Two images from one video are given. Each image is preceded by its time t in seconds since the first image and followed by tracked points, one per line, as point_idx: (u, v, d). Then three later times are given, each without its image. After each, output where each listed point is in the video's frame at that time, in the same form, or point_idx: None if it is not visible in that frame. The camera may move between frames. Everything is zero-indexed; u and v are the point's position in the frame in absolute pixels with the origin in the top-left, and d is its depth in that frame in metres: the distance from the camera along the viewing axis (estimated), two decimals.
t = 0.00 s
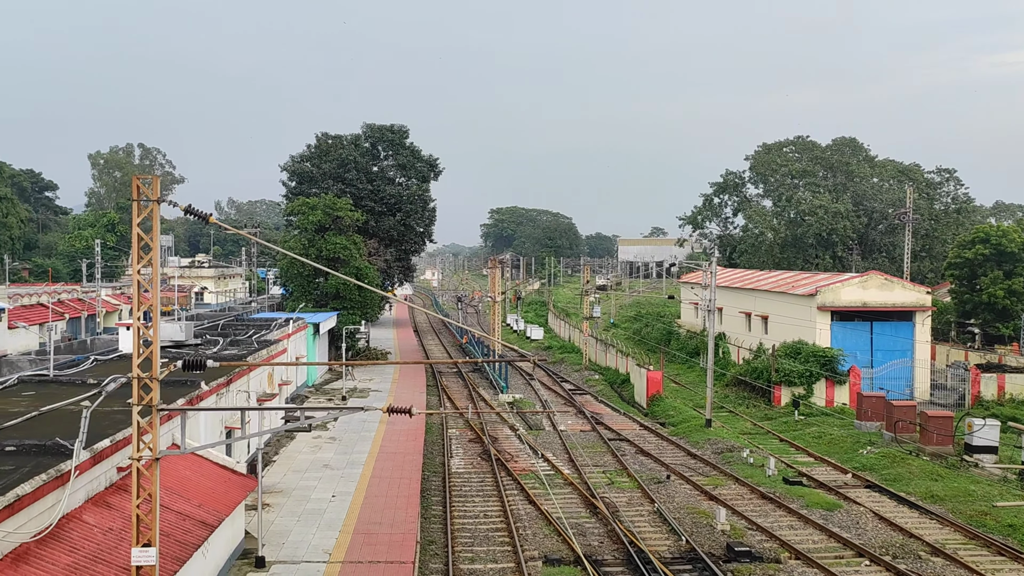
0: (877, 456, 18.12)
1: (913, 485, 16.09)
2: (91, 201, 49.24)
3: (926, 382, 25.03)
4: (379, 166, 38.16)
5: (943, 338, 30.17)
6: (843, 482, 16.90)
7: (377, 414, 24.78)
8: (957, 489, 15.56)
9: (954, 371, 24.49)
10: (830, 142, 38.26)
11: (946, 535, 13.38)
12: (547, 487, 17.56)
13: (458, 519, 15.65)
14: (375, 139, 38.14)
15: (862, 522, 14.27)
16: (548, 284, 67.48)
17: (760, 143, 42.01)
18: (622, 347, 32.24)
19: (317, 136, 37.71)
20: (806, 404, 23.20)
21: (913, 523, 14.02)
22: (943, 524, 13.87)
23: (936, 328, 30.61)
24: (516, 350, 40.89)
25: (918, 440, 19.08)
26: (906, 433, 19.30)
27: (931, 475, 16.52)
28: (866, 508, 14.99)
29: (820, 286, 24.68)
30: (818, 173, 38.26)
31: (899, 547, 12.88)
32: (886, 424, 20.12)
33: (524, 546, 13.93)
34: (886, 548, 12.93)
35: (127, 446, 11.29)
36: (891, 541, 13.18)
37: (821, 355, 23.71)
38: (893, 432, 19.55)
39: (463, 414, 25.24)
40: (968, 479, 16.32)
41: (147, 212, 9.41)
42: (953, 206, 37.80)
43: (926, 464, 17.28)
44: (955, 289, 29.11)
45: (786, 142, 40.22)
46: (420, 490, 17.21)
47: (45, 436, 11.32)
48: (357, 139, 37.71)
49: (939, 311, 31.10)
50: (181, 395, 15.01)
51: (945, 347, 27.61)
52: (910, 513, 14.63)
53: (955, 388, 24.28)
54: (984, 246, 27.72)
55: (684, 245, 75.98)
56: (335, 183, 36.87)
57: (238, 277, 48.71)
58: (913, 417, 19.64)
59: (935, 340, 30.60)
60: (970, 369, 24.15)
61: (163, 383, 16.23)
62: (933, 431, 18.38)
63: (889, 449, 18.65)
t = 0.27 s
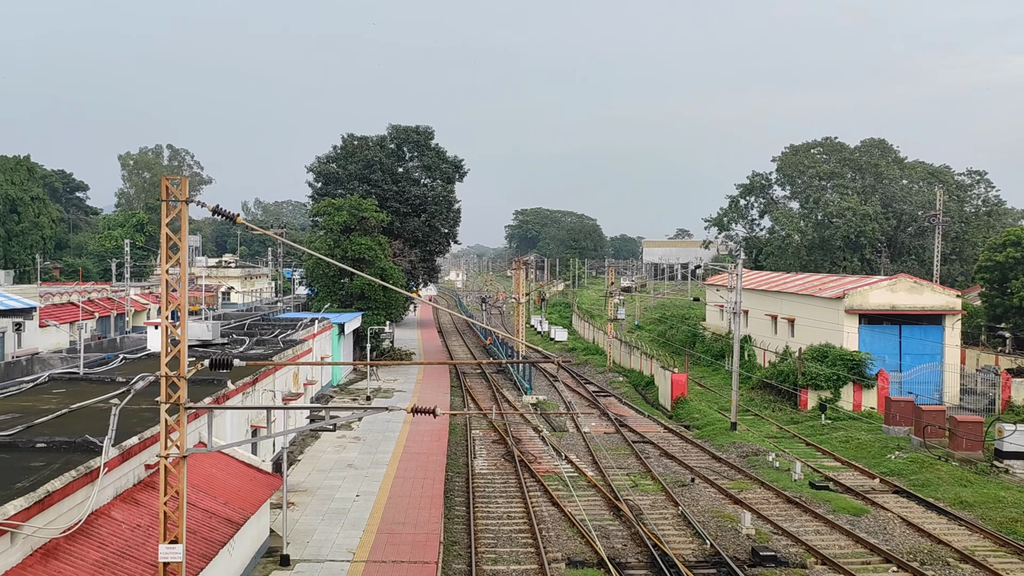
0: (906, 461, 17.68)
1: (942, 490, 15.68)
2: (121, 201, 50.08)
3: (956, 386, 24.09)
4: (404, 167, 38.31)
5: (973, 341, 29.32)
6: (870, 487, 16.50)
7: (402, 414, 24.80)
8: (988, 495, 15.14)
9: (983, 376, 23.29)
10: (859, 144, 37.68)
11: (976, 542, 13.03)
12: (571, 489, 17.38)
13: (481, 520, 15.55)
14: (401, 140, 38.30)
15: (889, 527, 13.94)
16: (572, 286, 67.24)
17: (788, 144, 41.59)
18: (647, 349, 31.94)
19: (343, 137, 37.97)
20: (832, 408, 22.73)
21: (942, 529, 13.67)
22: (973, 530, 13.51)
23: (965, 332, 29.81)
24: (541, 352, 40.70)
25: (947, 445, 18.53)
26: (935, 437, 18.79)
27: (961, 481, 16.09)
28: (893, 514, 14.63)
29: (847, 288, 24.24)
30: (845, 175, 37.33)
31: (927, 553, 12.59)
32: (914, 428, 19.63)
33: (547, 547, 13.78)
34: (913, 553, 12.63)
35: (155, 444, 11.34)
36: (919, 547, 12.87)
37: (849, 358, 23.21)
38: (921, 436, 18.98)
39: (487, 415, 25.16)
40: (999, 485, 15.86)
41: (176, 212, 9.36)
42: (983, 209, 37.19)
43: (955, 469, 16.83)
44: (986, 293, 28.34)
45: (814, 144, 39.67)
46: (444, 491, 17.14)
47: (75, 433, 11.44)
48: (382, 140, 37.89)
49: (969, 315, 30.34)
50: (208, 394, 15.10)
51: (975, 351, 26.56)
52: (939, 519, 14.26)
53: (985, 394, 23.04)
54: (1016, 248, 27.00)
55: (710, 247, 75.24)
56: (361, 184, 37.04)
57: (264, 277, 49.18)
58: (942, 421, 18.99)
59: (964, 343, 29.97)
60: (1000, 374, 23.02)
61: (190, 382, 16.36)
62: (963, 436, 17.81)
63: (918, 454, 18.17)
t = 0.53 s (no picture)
0: (935, 467, 17.24)
1: (972, 497, 15.27)
2: (150, 202, 50.88)
3: (986, 392, 23.51)
4: (430, 169, 38.42)
5: (1005, 347, 28.46)
6: (899, 493, 16.10)
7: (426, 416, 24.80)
8: (1021, 503, 14.71)
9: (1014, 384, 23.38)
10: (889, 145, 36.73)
11: (1008, 550, 12.68)
12: (594, 492, 17.20)
13: (505, 521, 15.44)
14: (426, 142, 38.45)
15: (917, 533, 13.64)
16: (596, 288, 66.93)
17: (816, 146, 40.71)
18: (672, 352, 31.61)
19: (369, 139, 38.19)
20: (861, 413, 22.13)
21: (972, 537, 13.33)
22: (1005, 538, 13.15)
23: (996, 337, 29.01)
24: (566, 354, 40.46)
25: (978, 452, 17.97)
26: (965, 443, 18.24)
27: (991, 488, 15.66)
28: (922, 520, 14.29)
29: (876, 291, 23.81)
30: (876, 178, 36.87)
31: (956, 561, 12.30)
32: (945, 433, 19.06)
33: (570, 550, 13.63)
34: (942, 561, 12.33)
35: (182, 442, 11.41)
36: (947, 554, 12.59)
37: (877, 362, 22.66)
38: (951, 442, 18.48)
39: (511, 416, 25.05)
40: None
41: (204, 212, 9.34)
42: (1015, 212, 36.46)
43: (985, 476, 16.39)
44: (1018, 297, 27.74)
45: (843, 145, 38.80)
46: (468, 492, 17.07)
47: (105, 431, 11.56)
48: (408, 142, 38.03)
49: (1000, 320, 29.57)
50: (234, 393, 15.20)
51: (1006, 357, 26.23)
52: (968, 526, 13.91)
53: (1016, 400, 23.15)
54: None
55: (737, 250, 74.45)
56: (386, 185, 37.17)
57: (290, 277, 49.63)
58: (973, 426, 18.40)
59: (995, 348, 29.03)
60: None
61: (217, 381, 16.50)
62: (994, 443, 17.27)
63: (947, 460, 17.70)
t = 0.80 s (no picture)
0: (963, 473, 16.81)
1: (1003, 504, 14.85)
2: (178, 203, 51.58)
3: (1017, 399, 22.92)
4: (455, 171, 38.51)
5: None
6: (927, 499, 15.72)
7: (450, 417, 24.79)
8: None
9: None
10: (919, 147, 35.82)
11: None
12: (618, 495, 17.01)
13: (528, 523, 15.32)
14: (451, 144, 38.54)
15: (945, 540, 13.34)
16: (620, 290, 66.54)
17: (843, 148, 39.67)
18: (696, 355, 31.25)
19: (394, 141, 38.37)
20: (888, 417, 21.84)
21: (1003, 545, 12.97)
22: None
23: None
24: (590, 355, 40.20)
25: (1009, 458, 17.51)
26: (995, 449, 17.86)
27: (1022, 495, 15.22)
28: (950, 527, 13.95)
29: (904, 296, 23.17)
30: (905, 180, 35.99)
31: (985, 569, 11.98)
32: (973, 439, 18.55)
33: (593, 552, 13.47)
34: (971, 569, 12.02)
35: (208, 441, 11.45)
36: (977, 563, 12.25)
37: (905, 366, 22.21)
38: (981, 448, 18.13)
39: (534, 418, 24.94)
40: None
41: (232, 213, 9.34)
42: None
43: (1016, 482, 15.94)
44: None
45: (871, 146, 37.89)
46: (491, 493, 16.98)
47: (133, 429, 11.64)
48: (433, 144, 38.12)
49: None
50: (260, 392, 15.28)
51: None
52: (998, 534, 13.54)
53: None
54: None
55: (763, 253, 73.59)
56: (412, 187, 37.29)
57: (316, 278, 50.00)
58: (1003, 433, 18.08)
59: None
60: None
61: (244, 381, 16.60)
62: None
63: (976, 466, 17.25)
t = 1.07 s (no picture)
0: (993, 479, 16.38)
1: None
2: (206, 204, 52.27)
3: None
4: (479, 172, 38.55)
5: None
6: (956, 505, 15.34)
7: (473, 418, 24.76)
8: None
9: None
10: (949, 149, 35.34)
11: None
12: (642, 497, 16.81)
13: (551, 525, 15.20)
14: (475, 145, 38.59)
15: (975, 547, 13.01)
16: (644, 292, 66.10)
17: (872, 149, 38.75)
18: (721, 357, 30.89)
19: (419, 142, 38.50)
20: (916, 421, 21.20)
21: None
22: None
23: None
24: (615, 358, 39.93)
25: None
26: None
27: None
28: (979, 533, 13.60)
29: (933, 299, 22.64)
30: (934, 182, 35.32)
31: None
32: (1003, 445, 18.13)
33: (617, 555, 13.33)
34: None
35: (235, 440, 11.52)
36: (1008, 571, 11.92)
37: (934, 371, 21.65)
38: (1012, 454, 17.56)
39: (557, 420, 24.81)
40: None
41: (259, 214, 9.32)
42: None
43: None
44: None
45: (900, 148, 37.12)
46: (514, 495, 16.88)
47: (161, 427, 11.74)
48: (458, 145, 38.16)
49: None
50: (286, 392, 15.35)
51: None
52: None
53: None
54: None
55: (789, 256, 72.64)
56: (436, 188, 37.36)
57: (340, 279, 50.35)
58: None
59: None
60: None
61: (270, 380, 16.70)
62: None
63: (1007, 472, 16.78)
